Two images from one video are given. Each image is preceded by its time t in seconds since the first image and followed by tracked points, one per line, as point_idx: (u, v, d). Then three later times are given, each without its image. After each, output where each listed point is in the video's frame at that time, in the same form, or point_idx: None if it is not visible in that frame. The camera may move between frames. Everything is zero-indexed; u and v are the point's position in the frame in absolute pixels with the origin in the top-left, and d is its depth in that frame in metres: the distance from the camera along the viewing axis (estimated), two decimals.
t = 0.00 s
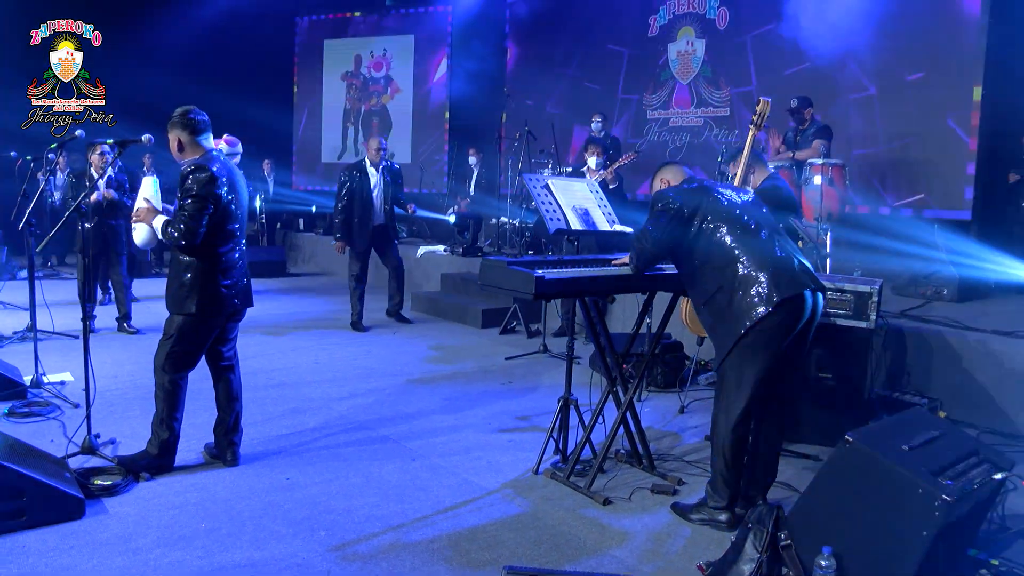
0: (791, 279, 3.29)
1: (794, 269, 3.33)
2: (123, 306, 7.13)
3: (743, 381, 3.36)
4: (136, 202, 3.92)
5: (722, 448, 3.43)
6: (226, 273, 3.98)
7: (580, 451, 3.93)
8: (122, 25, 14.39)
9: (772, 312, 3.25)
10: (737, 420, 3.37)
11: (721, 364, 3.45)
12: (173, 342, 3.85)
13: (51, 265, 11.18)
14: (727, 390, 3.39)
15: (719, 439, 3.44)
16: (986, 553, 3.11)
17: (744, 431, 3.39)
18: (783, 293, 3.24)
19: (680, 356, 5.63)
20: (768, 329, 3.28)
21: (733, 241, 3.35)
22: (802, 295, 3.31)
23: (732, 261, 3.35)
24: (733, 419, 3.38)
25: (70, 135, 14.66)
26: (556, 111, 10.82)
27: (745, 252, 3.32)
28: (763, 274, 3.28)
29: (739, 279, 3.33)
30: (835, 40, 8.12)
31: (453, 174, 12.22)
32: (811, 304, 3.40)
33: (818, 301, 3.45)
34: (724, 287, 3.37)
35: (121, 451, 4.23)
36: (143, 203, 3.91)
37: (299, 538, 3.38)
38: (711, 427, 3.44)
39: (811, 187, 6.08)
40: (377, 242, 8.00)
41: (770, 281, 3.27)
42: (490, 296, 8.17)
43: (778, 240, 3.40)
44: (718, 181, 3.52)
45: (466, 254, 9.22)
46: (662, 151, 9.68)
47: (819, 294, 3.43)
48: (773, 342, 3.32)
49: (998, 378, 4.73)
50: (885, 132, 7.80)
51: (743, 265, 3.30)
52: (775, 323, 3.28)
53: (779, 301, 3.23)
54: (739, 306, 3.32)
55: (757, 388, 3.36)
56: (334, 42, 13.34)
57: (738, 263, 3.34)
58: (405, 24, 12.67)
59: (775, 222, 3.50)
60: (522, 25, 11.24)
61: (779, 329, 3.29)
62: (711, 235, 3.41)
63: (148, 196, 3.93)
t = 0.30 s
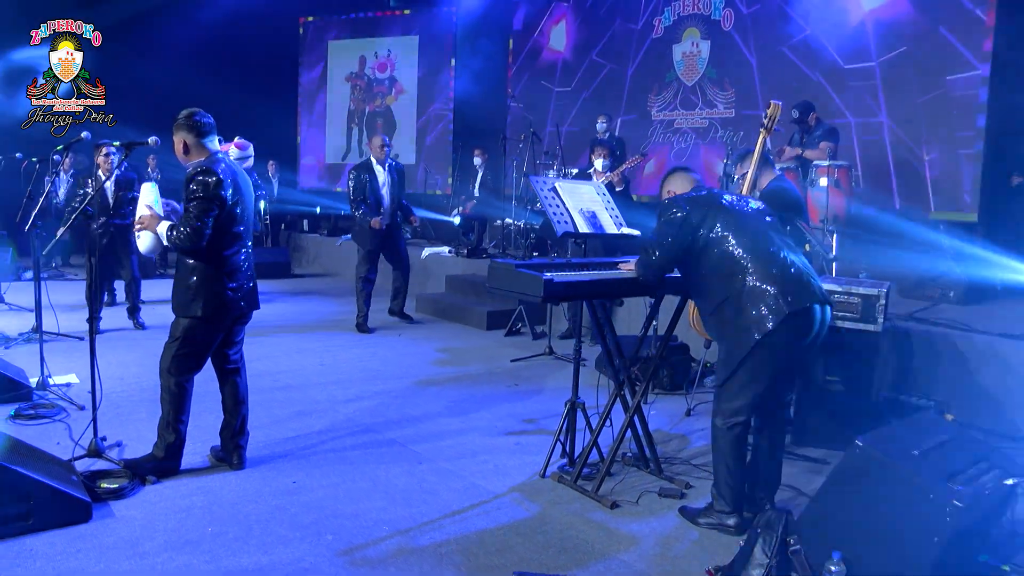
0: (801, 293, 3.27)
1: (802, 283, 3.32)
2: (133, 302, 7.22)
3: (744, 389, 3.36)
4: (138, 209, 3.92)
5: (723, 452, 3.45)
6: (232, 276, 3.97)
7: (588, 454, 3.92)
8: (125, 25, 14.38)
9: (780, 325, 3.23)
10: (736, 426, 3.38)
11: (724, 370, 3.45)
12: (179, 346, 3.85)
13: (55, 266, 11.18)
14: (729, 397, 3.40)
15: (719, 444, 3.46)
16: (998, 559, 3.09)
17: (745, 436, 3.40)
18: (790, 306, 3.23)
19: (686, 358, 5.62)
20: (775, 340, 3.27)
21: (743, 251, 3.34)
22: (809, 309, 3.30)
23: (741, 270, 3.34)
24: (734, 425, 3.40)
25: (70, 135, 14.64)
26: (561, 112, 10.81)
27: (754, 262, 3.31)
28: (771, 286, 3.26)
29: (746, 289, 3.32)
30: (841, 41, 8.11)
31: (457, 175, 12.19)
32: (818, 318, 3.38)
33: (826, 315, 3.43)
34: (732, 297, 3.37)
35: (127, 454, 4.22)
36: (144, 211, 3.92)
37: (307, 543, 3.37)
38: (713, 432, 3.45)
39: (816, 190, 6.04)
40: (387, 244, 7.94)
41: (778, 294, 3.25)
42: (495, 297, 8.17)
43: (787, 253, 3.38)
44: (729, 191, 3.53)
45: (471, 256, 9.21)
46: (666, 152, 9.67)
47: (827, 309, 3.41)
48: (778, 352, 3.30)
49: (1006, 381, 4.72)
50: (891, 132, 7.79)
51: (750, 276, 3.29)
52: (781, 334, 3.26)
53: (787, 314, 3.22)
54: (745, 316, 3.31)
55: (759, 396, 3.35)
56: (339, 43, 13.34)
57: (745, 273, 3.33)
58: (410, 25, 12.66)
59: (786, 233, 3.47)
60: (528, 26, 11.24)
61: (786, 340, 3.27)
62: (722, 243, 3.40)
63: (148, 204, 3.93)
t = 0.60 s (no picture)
0: (812, 302, 3.26)
1: (814, 292, 3.30)
2: (141, 304, 7.23)
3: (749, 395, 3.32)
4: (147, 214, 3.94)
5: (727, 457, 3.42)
6: (242, 280, 3.97)
7: (598, 458, 3.91)
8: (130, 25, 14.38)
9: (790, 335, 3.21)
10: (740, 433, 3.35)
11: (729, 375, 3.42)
12: (186, 348, 3.84)
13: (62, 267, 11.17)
14: (735, 402, 3.35)
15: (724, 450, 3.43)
16: (1011, 566, 3.07)
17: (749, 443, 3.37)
18: (803, 316, 3.21)
19: (695, 362, 5.60)
20: (783, 349, 3.25)
21: (760, 255, 3.32)
22: (819, 323, 3.28)
23: (753, 274, 3.32)
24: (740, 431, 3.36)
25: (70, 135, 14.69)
26: (569, 114, 10.80)
27: (770, 268, 3.29)
28: (785, 294, 3.25)
29: (760, 294, 3.30)
30: (849, 44, 8.09)
31: (463, 177, 12.18)
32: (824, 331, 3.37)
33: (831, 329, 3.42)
34: (743, 301, 3.34)
35: (135, 458, 4.21)
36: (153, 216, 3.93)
37: (316, 547, 3.36)
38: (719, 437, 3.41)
39: (825, 192, 6.06)
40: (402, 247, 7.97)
41: (790, 301, 3.24)
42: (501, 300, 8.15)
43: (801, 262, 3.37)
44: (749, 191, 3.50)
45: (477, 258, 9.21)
46: (672, 153, 9.64)
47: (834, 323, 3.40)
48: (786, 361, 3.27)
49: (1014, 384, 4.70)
50: (899, 135, 7.77)
51: (764, 281, 3.27)
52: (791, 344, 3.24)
53: (799, 324, 3.20)
54: (755, 322, 3.29)
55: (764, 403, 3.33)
56: (344, 44, 13.33)
57: (758, 279, 3.31)
58: (416, 27, 12.65)
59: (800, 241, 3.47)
60: (534, 28, 11.22)
61: (795, 348, 3.25)
62: (735, 247, 3.38)
63: (157, 209, 3.93)
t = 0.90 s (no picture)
0: (816, 299, 3.21)
1: (821, 288, 3.25)
2: (148, 305, 7.24)
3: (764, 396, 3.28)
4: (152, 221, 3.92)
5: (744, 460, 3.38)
6: (250, 283, 3.95)
7: (608, 463, 3.89)
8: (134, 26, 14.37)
9: (793, 333, 3.18)
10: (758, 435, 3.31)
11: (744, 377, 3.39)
12: (196, 352, 3.83)
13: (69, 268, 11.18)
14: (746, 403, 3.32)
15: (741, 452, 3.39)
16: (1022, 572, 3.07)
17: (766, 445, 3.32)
18: (807, 314, 3.17)
19: (704, 365, 5.58)
20: (789, 348, 3.22)
21: (766, 252, 3.28)
22: (825, 320, 3.24)
23: (758, 271, 3.30)
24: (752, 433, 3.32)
25: (69, 137, 14.58)
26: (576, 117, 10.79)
27: (775, 265, 3.25)
28: (789, 292, 3.20)
29: (764, 291, 3.27)
30: (858, 46, 8.07)
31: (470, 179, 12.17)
32: (832, 326, 3.32)
33: (839, 324, 3.37)
34: (748, 298, 3.32)
35: (144, 462, 4.20)
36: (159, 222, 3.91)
37: (327, 553, 3.35)
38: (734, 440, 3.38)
39: (834, 195, 6.04)
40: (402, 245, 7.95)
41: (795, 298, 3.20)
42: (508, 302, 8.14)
43: (809, 256, 3.31)
44: (762, 174, 3.41)
45: (484, 260, 9.20)
46: (679, 155, 9.63)
47: (843, 318, 3.35)
48: (793, 360, 3.24)
49: None
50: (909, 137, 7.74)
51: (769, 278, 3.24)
52: (797, 342, 3.21)
53: (801, 324, 3.16)
54: (761, 320, 3.26)
55: (778, 404, 3.28)
56: (350, 45, 13.31)
57: (764, 276, 3.27)
58: (422, 28, 12.64)
59: (811, 233, 3.40)
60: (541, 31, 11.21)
61: (802, 346, 3.22)
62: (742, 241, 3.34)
63: (162, 215, 3.91)
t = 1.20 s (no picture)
0: (837, 301, 3.21)
1: (842, 291, 3.25)
2: (153, 307, 7.22)
3: (791, 399, 3.25)
4: (169, 212, 3.94)
5: (766, 466, 3.34)
6: (260, 286, 3.94)
7: (619, 467, 3.86)
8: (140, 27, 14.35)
9: (817, 333, 3.18)
10: (781, 438, 3.28)
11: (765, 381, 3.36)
12: (206, 355, 3.81)
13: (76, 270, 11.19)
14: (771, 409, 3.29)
15: (762, 457, 3.35)
16: None
17: (788, 450, 3.28)
18: (830, 314, 3.17)
19: (713, 368, 5.55)
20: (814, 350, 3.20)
21: (786, 256, 3.28)
22: (847, 323, 3.23)
23: (778, 274, 3.29)
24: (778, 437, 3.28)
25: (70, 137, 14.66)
26: (586, 119, 10.74)
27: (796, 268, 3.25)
28: (811, 292, 3.21)
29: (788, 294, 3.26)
30: (867, 48, 8.04)
31: (477, 180, 12.13)
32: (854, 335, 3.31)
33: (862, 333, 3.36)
34: (769, 302, 3.31)
35: (153, 465, 4.19)
36: (175, 215, 3.92)
37: (337, 558, 3.33)
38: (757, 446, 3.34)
39: (843, 197, 6.02)
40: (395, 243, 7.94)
41: (815, 300, 3.20)
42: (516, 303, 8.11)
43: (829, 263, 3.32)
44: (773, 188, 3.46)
45: (491, 262, 9.18)
46: (687, 156, 9.60)
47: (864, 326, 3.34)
48: (818, 363, 3.22)
49: None
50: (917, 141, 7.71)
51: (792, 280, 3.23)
52: (820, 343, 3.19)
53: (825, 322, 3.16)
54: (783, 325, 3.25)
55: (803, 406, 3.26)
56: (357, 47, 13.28)
57: (785, 280, 3.27)
58: (429, 29, 12.60)
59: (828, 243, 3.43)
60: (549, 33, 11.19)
61: (824, 349, 3.19)
62: (761, 245, 3.34)
63: (179, 210, 3.91)
